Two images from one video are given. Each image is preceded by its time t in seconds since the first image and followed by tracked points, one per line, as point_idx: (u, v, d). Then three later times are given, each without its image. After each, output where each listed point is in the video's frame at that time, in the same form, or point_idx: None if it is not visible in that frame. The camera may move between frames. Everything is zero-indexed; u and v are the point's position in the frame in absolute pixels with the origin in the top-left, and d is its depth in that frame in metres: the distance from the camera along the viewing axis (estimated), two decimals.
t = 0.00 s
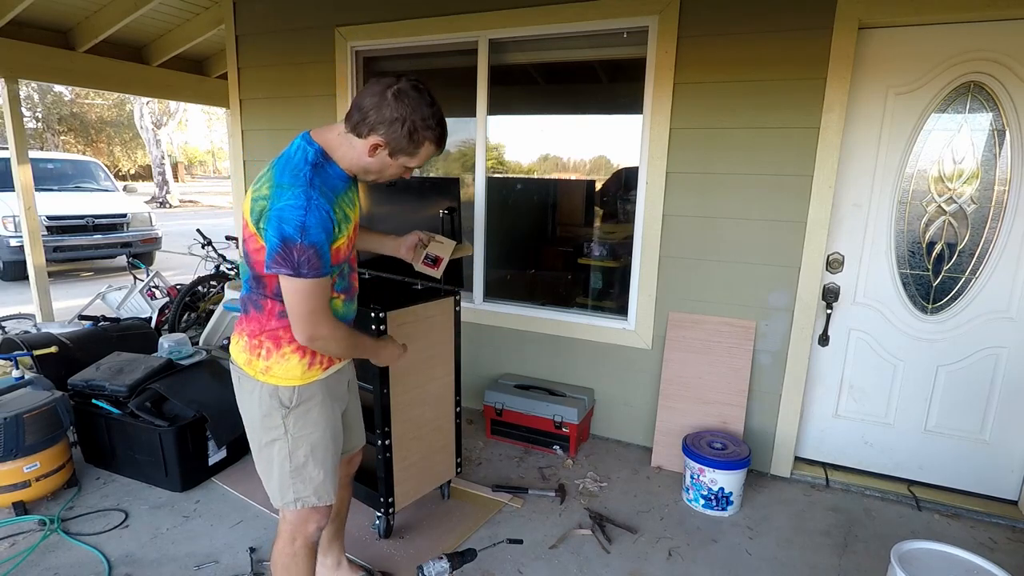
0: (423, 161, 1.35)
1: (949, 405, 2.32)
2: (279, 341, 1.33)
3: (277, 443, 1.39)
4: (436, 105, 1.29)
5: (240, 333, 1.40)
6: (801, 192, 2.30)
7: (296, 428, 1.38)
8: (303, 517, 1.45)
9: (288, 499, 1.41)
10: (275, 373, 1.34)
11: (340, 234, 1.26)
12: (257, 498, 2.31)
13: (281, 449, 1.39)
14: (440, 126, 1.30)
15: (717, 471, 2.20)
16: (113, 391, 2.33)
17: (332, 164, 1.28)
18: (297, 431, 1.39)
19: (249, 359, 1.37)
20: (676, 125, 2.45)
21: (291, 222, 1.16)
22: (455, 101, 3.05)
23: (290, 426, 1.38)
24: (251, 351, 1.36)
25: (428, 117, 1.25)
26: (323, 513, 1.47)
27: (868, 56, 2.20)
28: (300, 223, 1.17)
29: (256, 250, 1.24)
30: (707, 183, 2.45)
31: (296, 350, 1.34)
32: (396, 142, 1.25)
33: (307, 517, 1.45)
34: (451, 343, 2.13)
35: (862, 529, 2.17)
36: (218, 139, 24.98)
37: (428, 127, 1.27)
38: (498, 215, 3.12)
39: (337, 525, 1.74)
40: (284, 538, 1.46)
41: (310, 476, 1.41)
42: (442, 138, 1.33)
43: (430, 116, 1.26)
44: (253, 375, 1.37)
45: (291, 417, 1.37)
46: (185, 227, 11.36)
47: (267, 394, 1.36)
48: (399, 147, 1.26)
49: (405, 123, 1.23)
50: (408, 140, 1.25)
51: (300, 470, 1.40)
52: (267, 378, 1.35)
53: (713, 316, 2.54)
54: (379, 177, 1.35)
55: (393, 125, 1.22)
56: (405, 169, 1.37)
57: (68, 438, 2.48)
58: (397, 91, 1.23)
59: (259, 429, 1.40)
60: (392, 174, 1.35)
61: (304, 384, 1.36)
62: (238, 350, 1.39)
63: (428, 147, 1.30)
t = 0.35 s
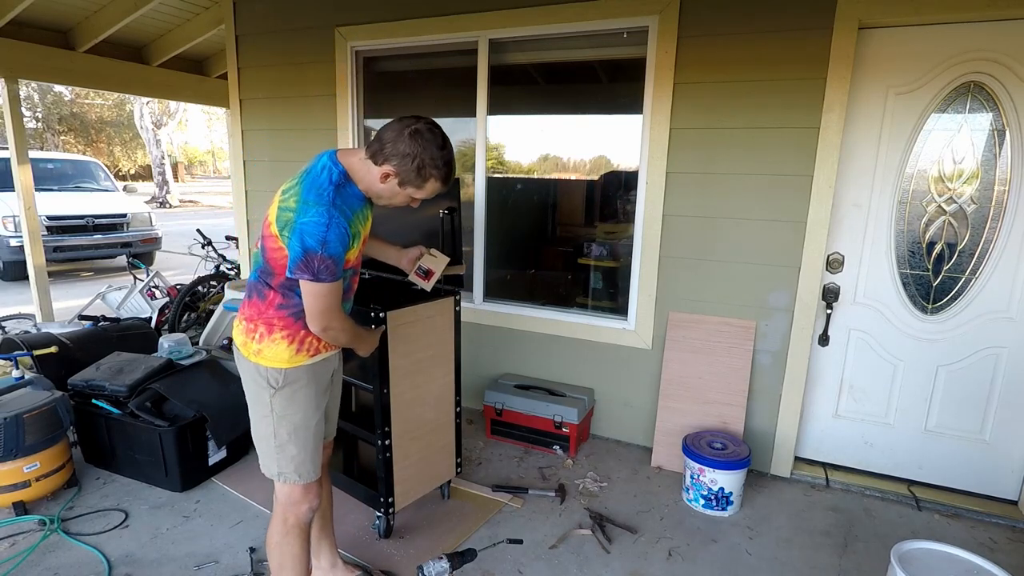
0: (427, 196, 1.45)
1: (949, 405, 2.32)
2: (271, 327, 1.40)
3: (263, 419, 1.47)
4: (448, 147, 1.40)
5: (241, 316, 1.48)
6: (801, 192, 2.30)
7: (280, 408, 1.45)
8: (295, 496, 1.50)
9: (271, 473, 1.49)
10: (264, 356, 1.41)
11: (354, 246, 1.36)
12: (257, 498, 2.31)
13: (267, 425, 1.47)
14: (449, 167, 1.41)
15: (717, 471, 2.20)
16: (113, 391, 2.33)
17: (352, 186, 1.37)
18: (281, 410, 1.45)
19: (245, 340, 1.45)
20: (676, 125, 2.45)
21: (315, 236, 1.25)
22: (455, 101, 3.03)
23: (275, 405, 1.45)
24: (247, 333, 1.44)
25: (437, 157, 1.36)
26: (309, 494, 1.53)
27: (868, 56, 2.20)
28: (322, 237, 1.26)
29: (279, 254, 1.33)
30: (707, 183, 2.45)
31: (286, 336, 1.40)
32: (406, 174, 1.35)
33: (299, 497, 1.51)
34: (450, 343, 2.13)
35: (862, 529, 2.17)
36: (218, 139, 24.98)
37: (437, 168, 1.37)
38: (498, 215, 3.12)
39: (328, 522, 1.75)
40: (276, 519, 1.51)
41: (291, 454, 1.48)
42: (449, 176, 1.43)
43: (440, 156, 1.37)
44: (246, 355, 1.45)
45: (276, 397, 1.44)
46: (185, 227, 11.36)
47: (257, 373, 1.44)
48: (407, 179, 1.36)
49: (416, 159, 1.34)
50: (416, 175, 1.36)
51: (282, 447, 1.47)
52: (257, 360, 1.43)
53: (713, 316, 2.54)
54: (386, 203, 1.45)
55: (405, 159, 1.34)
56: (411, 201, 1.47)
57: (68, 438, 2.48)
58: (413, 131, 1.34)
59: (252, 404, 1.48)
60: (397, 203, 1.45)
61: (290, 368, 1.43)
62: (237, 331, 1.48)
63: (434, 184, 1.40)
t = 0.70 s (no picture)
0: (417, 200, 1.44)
1: (949, 405, 2.32)
2: (268, 323, 1.40)
3: (261, 410, 1.48)
4: (441, 153, 1.41)
5: (241, 313, 1.48)
6: (801, 192, 2.30)
7: (279, 400, 1.45)
8: (293, 488, 1.50)
9: (269, 464, 1.49)
10: (263, 351, 1.41)
11: (347, 245, 1.35)
12: (257, 498, 2.31)
13: (264, 416, 1.48)
14: (440, 173, 1.41)
15: (717, 471, 2.20)
16: (113, 391, 2.33)
17: (348, 187, 1.37)
18: (279, 403, 1.46)
19: (244, 335, 1.45)
20: (676, 125, 2.45)
21: (306, 230, 1.25)
22: (455, 101, 3.04)
23: (273, 398, 1.45)
24: (246, 329, 1.44)
25: (428, 162, 1.37)
26: (306, 485, 1.51)
27: (868, 56, 2.20)
28: (314, 232, 1.25)
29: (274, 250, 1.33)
30: (707, 183, 2.45)
31: (283, 333, 1.40)
32: (398, 177, 1.36)
33: (296, 489, 1.50)
34: (450, 343, 2.13)
35: (862, 529, 2.17)
36: (218, 139, 24.98)
37: (429, 173, 1.38)
38: (498, 215, 3.12)
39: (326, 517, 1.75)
40: (274, 510, 1.51)
41: (289, 446, 1.48)
42: (440, 182, 1.44)
43: (431, 161, 1.38)
44: (245, 350, 1.45)
45: (274, 389, 1.44)
46: (185, 227, 11.36)
47: (255, 367, 1.44)
48: (398, 182, 1.37)
49: (408, 161, 1.35)
50: (407, 177, 1.36)
51: (279, 438, 1.48)
52: (256, 355, 1.43)
53: (713, 316, 2.54)
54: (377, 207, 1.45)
55: (397, 162, 1.34)
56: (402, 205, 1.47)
57: (68, 438, 2.48)
58: (408, 135, 1.36)
59: (251, 395, 1.49)
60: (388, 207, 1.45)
61: (288, 362, 1.43)
62: (236, 326, 1.48)
63: (424, 188, 1.40)
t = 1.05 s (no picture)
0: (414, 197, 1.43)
1: (949, 405, 2.32)
2: (267, 324, 1.40)
3: (259, 409, 1.47)
4: (435, 148, 1.41)
5: (239, 314, 1.48)
6: (801, 191, 2.30)
7: (277, 400, 1.45)
8: (291, 488, 1.50)
9: (268, 463, 1.49)
10: (261, 351, 1.41)
11: (342, 244, 1.34)
12: (257, 498, 2.31)
13: (263, 415, 1.47)
14: (436, 168, 1.41)
15: (717, 471, 2.20)
16: (113, 391, 2.33)
17: (344, 187, 1.36)
18: (278, 402, 1.46)
19: (242, 336, 1.45)
20: (676, 125, 2.45)
21: (301, 230, 1.25)
22: (455, 101, 3.05)
23: (272, 397, 1.45)
24: (245, 330, 1.44)
25: (422, 158, 1.37)
26: (304, 485, 1.52)
27: (868, 56, 2.20)
28: (309, 231, 1.25)
29: (271, 251, 1.33)
30: (707, 183, 2.45)
31: (282, 333, 1.40)
32: (393, 174, 1.36)
33: (294, 489, 1.50)
34: (450, 343, 2.13)
35: (862, 529, 2.17)
36: (218, 139, 24.99)
37: (424, 168, 1.38)
38: (498, 215, 3.12)
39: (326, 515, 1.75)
40: (272, 510, 1.51)
41: (288, 446, 1.48)
42: (436, 178, 1.43)
43: (426, 156, 1.38)
44: (244, 350, 1.45)
45: (273, 389, 1.44)
46: (184, 227, 11.36)
47: (254, 367, 1.44)
48: (394, 178, 1.36)
49: (402, 157, 1.35)
50: (403, 172, 1.36)
51: (277, 437, 1.48)
52: (255, 355, 1.43)
53: (713, 316, 2.54)
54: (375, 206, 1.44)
55: (391, 158, 1.35)
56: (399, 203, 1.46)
57: (67, 438, 2.48)
58: (401, 133, 1.36)
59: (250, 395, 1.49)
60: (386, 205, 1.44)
61: (286, 362, 1.43)
62: (235, 326, 1.48)
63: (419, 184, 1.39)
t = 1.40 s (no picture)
0: (415, 162, 1.38)
1: (949, 405, 2.32)
2: (263, 324, 1.40)
3: (256, 412, 1.47)
4: (430, 119, 1.42)
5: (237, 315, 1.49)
6: (801, 191, 2.30)
7: (273, 401, 1.45)
8: (288, 490, 1.49)
9: (265, 465, 1.48)
10: (257, 352, 1.41)
11: (332, 241, 1.33)
12: (257, 498, 2.31)
13: (259, 417, 1.47)
14: (432, 131, 1.40)
15: (717, 471, 2.20)
16: (113, 391, 2.33)
17: (346, 179, 1.37)
18: (274, 403, 1.45)
19: (239, 336, 1.45)
20: (676, 125, 2.45)
21: (290, 218, 1.24)
22: (455, 101, 3.05)
23: (268, 399, 1.45)
24: (241, 330, 1.44)
25: (416, 118, 1.38)
26: (301, 487, 1.51)
27: (868, 56, 2.20)
28: (298, 220, 1.24)
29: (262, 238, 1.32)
30: (707, 183, 2.45)
31: (277, 334, 1.40)
32: (388, 136, 1.37)
33: (292, 490, 1.50)
34: (450, 343, 2.13)
35: (862, 529, 2.18)
36: (218, 139, 24.98)
37: (417, 124, 1.37)
38: (498, 215, 3.12)
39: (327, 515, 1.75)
40: (270, 511, 1.50)
41: (284, 448, 1.47)
42: (435, 142, 1.40)
43: (419, 118, 1.39)
44: (240, 350, 1.45)
45: (269, 390, 1.44)
46: (184, 227, 11.36)
47: (250, 368, 1.44)
48: (389, 139, 1.37)
49: (393, 122, 1.36)
50: (396, 135, 1.36)
51: (273, 440, 1.47)
52: (251, 356, 1.43)
53: (713, 316, 2.54)
54: (377, 183, 1.39)
55: (385, 122, 1.38)
56: (402, 177, 1.40)
57: (68, 438, 2.48)
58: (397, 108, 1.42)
59: (247, 397, 1.49)
60: (387, 178, 1.38)
61: (282, 364, 1.42)
62: (233, 327, 1.48)
63: (416, 140, 1.36)
